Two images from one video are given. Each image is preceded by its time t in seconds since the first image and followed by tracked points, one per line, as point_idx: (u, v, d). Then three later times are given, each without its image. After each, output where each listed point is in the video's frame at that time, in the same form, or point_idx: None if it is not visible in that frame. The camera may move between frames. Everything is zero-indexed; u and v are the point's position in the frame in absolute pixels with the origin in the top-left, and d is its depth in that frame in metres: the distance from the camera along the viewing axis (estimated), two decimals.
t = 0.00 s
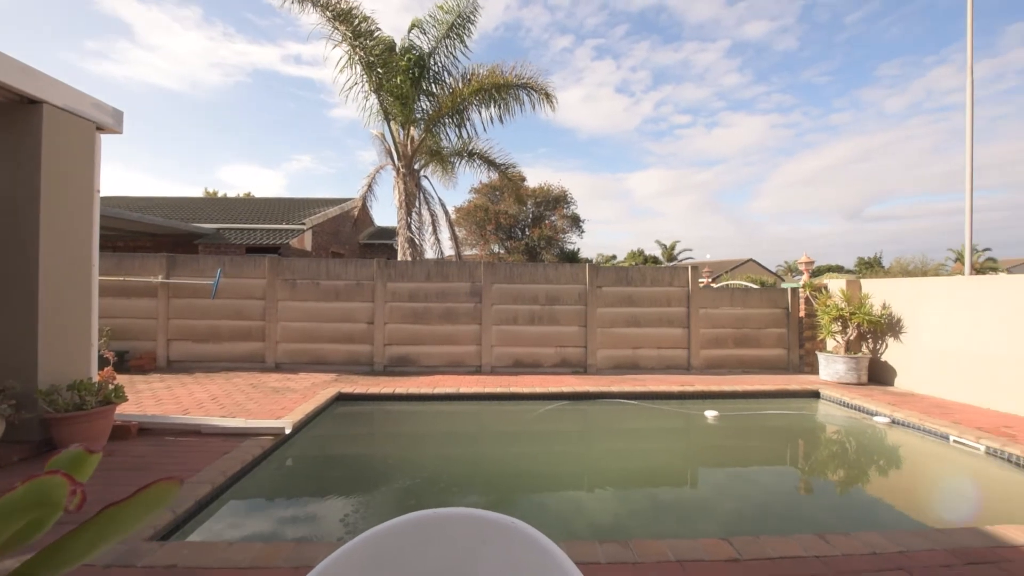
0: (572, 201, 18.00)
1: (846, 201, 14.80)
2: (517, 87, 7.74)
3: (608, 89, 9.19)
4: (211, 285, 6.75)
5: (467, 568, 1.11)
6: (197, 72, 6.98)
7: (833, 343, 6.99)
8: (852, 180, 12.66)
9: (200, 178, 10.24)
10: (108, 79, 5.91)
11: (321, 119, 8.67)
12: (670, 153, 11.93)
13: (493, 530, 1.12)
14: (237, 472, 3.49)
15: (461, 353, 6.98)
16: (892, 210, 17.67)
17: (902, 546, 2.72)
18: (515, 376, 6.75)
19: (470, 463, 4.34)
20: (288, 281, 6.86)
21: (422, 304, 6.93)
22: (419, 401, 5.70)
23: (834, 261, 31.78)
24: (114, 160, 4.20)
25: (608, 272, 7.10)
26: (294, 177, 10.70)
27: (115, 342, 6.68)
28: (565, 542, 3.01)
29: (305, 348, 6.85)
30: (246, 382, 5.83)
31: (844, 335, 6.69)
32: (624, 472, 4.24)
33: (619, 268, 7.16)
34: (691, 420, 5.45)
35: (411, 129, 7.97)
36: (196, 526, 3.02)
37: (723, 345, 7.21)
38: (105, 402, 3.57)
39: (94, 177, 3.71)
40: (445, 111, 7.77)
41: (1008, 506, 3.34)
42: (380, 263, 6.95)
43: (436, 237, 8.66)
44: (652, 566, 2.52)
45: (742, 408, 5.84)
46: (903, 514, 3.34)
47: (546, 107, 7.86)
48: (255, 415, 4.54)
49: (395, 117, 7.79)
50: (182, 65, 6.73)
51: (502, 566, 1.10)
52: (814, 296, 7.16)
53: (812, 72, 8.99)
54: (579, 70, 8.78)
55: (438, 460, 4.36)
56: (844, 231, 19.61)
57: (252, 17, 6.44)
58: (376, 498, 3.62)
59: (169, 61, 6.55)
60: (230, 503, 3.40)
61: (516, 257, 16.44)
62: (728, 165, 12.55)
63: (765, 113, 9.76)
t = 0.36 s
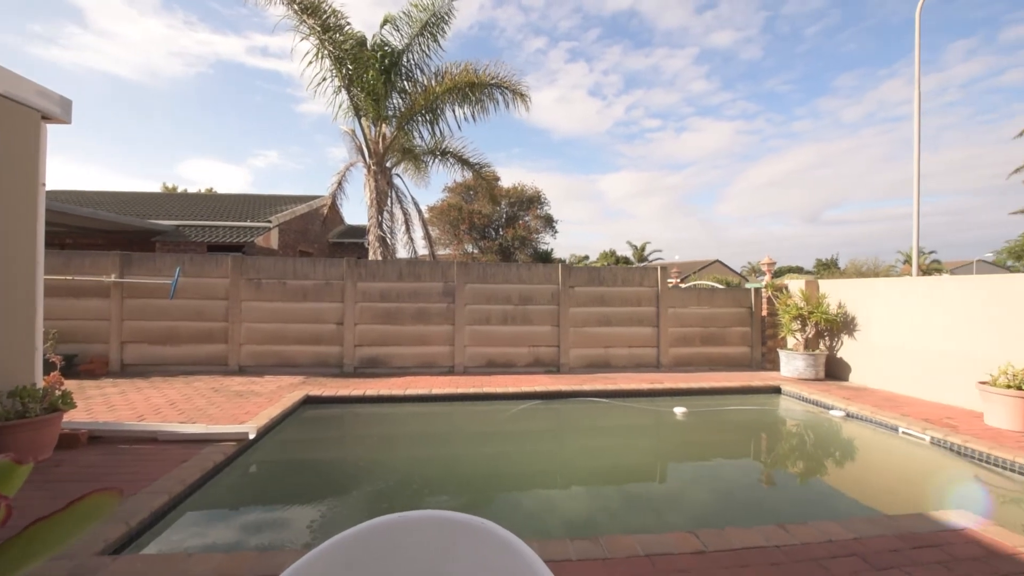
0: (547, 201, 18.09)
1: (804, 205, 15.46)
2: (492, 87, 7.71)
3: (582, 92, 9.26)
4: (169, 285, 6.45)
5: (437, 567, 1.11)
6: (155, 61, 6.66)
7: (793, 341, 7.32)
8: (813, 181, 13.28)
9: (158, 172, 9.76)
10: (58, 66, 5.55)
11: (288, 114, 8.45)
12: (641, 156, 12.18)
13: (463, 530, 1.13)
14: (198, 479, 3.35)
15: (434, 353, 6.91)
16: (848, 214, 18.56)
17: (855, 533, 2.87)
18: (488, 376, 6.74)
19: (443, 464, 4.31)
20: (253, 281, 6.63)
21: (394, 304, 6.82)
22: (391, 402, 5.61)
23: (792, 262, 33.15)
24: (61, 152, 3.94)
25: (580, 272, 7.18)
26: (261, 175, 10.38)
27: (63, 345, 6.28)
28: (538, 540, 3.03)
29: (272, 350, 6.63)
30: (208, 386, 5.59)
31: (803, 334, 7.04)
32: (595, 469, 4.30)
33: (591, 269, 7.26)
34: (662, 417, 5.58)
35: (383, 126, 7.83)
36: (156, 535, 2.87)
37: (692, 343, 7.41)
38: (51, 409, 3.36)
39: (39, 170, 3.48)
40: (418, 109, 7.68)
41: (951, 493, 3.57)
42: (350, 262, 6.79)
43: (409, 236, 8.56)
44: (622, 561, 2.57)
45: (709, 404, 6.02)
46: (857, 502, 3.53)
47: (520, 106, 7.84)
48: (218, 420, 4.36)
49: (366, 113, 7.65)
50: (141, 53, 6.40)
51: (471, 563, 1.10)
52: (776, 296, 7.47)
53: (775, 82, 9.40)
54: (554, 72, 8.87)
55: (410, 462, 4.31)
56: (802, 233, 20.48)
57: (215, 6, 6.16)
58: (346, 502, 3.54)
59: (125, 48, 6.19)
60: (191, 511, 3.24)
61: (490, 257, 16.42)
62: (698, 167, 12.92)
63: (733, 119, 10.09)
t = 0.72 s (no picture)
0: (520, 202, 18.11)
1: (765, 208, 16.08)
2: (465, 86, 7.65)
3: (556, 93, 9.29)
4: (123, 285, 6.11)
5: (414, 569, 1.15)
6: (110, 50, 6.27)
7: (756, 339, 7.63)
8: (776, 185, 13.78)
9: (112, 165, 9.24)
10: None
11: (253, 107, 8.19)
12: (613, 159, 12.37)
13: (434, 533, 1.17)
14: (155, 488, 3.18)
15: (405, 354, 6.81)
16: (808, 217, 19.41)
17: (813, 522, 3.01)
18: (461, 377, 6.70)
19: (414, 466, 4.26)
20: (214, 280, 6.35)
21: (364, 305, 6.68)
22: (360, 405, 5.50)
23: (753, 263, 34.42)
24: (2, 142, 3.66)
25: (552, 272, 7.23)
26: (222, 169, 9.98)
27: (4, 349, 5.86)
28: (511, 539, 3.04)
29: (234, 352, 6.38)
30: (165, 391, 5.33)
31: (765, 332, 7.35)
32: (567, 467, 4.35)
33: (564, 269, 7.33)
34: (632, 414, 5.69)
35: (354, 122, 7.66)
36: (108, 549, 2.71)
37: (661, 342, 7.58)
38: None
39: None
40: (390, 106, 7.55)
41: (900, 481, 3.79)
42: (318, 262, 6.61)
43: (380, 235, 8.43)
44: (591, 557, 2.61)
45: (676, 401, 6.18)
46: (815, 492, 3.70)
47: (494, 106, 7.80)
48: (176, 426, 4.16)
49: (336, 109, 7.43)
50: (94, 40, 6.02)
51: (445, 566, 1.14)
52: (739, 296, 7.75)
53: (740, 89, 9.76)
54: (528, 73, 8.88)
55: (380, 465, 4.23)
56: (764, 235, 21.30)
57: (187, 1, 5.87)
58: (314, 508, 3.44)
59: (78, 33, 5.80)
60: (147, 522, 3.07)
61: (463, 256, 16.32)
62: (668, 171, 13.23)
63: (701, 125, 10.42)
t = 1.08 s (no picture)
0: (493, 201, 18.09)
1: (728, 210, 16.64)
2: (437, 84, 7.54)
3: (529, 94, 9.30)
4: (70, 284, 5.73)
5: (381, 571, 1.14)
6: (60, 38, 5.81)
7: (721, 338, 7.87)
8: (740, 189, 14.25)
9: (59, 156, 8.69)
10: None
11: (216, 102, 7.84)
12: (584, 160, 12.51)
13: (398, 534, 1.15)
14: (105, 499, 3.00)
15: (375, 355, 6.68)
16: (770, 220, 20.19)
17: (772, 513, 3.14)
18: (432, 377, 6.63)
19: (384, 468, 4.18)
20: (171, 279, 6.05)
21: (332, 305, 6.51)
22: (327, 408, 5.35)
23: (717, 264, 35.55)
24: None
25: (524, 272, 7.25)
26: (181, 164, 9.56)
27: None
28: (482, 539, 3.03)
29: (193, 355, 6.10)
30: (117, 396, 5.04)
31: (729, 330, 7.58)
32: (539, 466, 4.36)
33: (536, 269, 7.36)
34: (604, 412, 5.77)
35: (322, 117, 7.46)
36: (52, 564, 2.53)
37: (631, 341, 7.73)
38: None
39: None
40: (360, 102, 7.37)
41: (853, 471, 3.99)
42: (283, 260, 6.40)
43: (350, 233, 8.27)
44: (561, 555, 2.62)
45: (645, 398, 6.31)
46: (775, 484, 3.87)
47: (466, 106, 7.73)
48: (128, 433, 3.94)
49: (303, 103, 7.23)
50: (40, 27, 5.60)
51: (407, 567, 1.14)
52: (705, 296, 8.02)
53: (706, 95, 10.06)
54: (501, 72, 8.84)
55: (349, 469, 4.13)
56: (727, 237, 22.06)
57: None
58: (278, 514, 3.32)
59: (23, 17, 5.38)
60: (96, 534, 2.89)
61: (436, 256, 16.15)
62: (638, 174, 13.47)
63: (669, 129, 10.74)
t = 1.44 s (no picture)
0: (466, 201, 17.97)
1: (694, 212, 17.12)
2: (408, 81, 7.42)
3: (502, 94, 9.28)
4: (10, 283, 5.34)
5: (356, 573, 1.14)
6: None
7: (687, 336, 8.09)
8: (704, 192, 14.70)
9: None
10: None
11: (174, 92, 7.46)
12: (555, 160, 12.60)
13: (376, 540, 1.17)
14: (50, 512, 2.81)
15: (344, 356, 6.52)
16: (733, 222, 20.89)
17: (736, 505, 3.25)
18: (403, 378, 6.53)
19: (353, 472, 4.08)
20: (124, 279, 5.72)
21: (298, 305, 6.31)
22: (293, 411, 5.19)
23: (682, 264, 36.53)
24: None
25: (498, 272, 7.24)
26: (134, 155, 9.05)
27: None
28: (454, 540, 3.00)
29: (149, 358, 5.79)
30: (64, 403, 4.72)
31: (696, 329, 7.81)
32: (512, 466, 4.36)
33: (509, 269, 7.37)
34: (576, 411, 5.83)
35: (289, 112, 7.24)
36: None
37: (602, 341, 7.85)
38: None
39: None
40: (327, 97, 7.17)
41: (811, 463, 4.19)
42: (246, 259, 6.16)
43: (317, 232, 8.20)
44: (534, 554, 2.63)
45: (615, 396, 6.41)
46: (740, 476, 4.01)
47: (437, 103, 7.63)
48: (76, 442, 3.70)
49: (269, 96, 6.92)
50: None
51: (387, 571, 1.14)
52: (673, 296, 8.25)
53: (675, 101, 10.28)
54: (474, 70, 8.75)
55: (316, 473, 4.02)
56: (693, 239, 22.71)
57: None
58: (241, 522, 3.19)
59: None
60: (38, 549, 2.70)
61: (407, 255, 15.94)
62: (607, 176, 13.68)
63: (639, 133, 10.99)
